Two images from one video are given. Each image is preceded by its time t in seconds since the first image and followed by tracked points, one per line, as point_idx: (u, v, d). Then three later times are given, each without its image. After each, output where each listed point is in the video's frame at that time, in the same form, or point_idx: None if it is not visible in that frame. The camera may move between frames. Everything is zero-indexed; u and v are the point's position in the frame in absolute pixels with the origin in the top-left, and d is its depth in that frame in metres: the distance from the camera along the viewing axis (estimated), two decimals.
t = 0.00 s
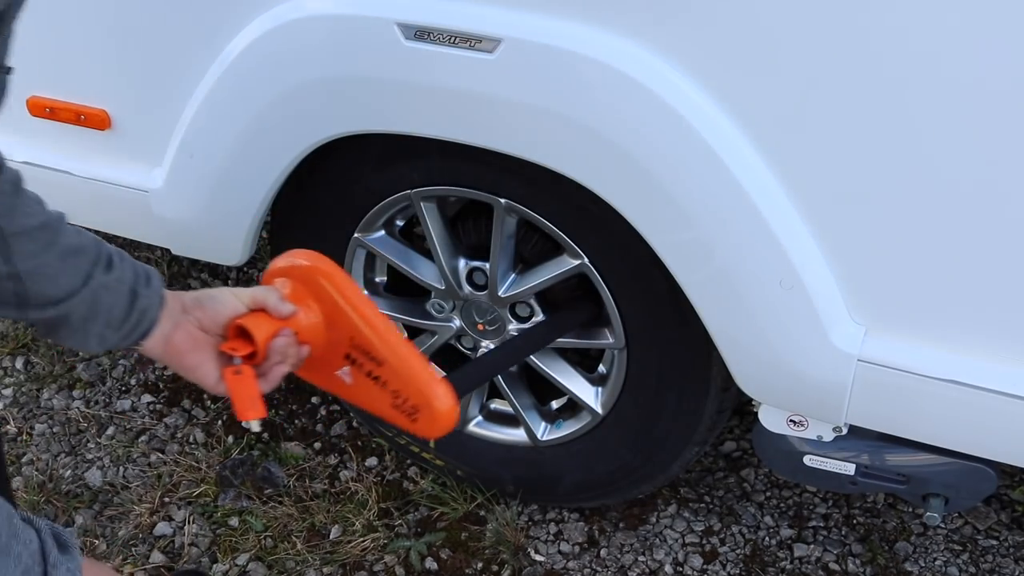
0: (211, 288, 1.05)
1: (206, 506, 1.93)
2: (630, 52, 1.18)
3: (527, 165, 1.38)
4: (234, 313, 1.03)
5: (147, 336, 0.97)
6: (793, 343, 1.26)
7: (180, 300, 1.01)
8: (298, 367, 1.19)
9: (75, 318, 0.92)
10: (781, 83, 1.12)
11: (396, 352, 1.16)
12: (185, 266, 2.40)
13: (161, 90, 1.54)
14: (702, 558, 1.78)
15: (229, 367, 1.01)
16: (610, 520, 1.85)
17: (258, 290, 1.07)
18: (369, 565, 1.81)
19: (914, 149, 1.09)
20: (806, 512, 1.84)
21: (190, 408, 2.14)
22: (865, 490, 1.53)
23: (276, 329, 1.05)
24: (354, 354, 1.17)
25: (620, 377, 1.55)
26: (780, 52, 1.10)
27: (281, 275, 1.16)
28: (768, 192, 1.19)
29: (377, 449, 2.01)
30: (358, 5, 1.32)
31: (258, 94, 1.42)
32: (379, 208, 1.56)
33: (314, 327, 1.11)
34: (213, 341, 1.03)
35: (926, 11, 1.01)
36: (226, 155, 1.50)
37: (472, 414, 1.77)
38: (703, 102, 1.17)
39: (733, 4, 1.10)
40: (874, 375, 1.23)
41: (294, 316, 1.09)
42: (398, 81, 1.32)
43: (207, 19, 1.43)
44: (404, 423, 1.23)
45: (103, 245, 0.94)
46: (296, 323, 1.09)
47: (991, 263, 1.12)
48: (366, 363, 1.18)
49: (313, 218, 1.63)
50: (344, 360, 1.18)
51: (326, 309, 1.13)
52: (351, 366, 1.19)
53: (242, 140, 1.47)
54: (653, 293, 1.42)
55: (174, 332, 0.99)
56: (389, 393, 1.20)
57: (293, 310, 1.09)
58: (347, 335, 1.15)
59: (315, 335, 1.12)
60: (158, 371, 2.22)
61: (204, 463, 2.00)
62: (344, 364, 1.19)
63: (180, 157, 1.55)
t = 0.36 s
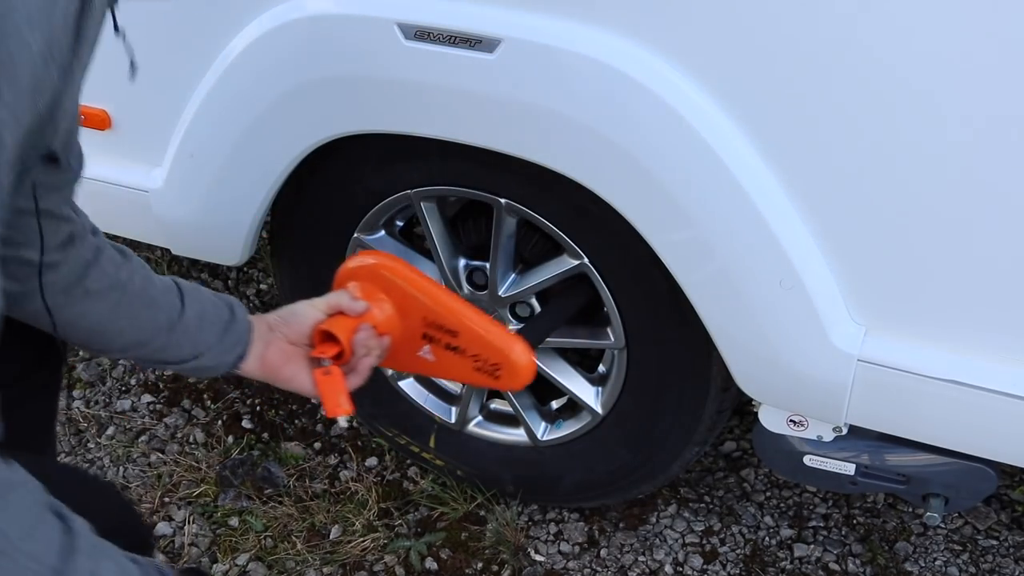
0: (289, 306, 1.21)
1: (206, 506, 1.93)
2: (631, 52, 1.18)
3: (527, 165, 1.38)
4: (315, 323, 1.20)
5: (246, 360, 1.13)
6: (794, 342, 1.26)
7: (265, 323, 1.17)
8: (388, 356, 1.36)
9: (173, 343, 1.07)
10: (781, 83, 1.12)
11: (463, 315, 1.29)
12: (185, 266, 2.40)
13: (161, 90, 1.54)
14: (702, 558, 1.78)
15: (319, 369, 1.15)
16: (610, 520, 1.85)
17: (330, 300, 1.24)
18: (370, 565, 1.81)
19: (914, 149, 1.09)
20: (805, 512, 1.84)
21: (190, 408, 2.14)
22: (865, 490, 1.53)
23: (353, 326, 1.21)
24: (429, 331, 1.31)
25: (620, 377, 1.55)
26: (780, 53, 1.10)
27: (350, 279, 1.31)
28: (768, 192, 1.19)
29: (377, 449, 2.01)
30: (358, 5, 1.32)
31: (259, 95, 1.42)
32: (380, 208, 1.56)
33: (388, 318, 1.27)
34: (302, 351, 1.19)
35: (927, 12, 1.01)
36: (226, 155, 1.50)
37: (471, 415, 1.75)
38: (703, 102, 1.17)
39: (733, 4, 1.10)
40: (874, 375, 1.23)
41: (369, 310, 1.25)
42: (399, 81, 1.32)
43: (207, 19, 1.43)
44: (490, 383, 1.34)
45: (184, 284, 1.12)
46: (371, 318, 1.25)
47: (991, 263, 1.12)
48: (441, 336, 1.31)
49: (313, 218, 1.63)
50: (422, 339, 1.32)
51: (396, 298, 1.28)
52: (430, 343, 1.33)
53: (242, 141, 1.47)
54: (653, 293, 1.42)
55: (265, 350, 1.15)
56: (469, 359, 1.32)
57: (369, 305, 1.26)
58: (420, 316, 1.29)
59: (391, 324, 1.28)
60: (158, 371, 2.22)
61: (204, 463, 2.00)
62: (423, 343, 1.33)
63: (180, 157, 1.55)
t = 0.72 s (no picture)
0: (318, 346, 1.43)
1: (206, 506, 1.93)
2: (631, 54, 1.18)
3: (527, 165, 1.38)
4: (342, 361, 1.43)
5: (280, 406, 1.33)
6: (793, 342, 1.26)
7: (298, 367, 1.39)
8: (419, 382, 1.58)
9: (229, 396, 1.25)
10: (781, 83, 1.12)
11: (473, 348, 1.45)
12: (185, 266, 2.40)
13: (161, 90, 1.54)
14: (702, 558, 1.78)
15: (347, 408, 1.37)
16: (610, 520, 1.85)
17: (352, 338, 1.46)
18: (370, 566, 1.81)
19: (914, 150, 1.09)
20: (805, 512, 1.84)
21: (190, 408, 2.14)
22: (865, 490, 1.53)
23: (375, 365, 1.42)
24: (446, 361, 1.50)
25: (620, 377, 1.55)
26: (780, 54, 1.10)
27: (372, 314, 1.53)
28: (768, 192, 1.19)
29: (378, 449, 2.01)
30: (358, 5, 1.32)
31: (259, 95, 1.42)
32: (380, 208, 1.56)
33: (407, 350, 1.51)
34: (333, 388, 1.41)
35: (927, 14, 1.02)
36: (226, 155, 1.50)
37: (471, 415, 1.75)
38: (703, 102, 1.17)
39: (733, 4, 1.10)
40: (874, 375, 1.23)
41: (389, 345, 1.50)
42: (399, 81, 1.32)
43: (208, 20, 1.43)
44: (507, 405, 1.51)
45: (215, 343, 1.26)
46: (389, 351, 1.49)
47: (991, 264, 1.12)
48: (456, 365, 1.49)
49: (314, 218, 1.63)
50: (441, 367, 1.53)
51: (412, 332, 1.50)
52: (449, 371, 1.52)
53: (242, 141, 1.47)
54: (653, 293, 1.42)
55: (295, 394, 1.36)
56: (485, 384, 1.50)
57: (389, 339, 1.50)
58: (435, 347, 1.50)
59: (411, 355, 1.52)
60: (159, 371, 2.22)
61: (204, 464, 2.00)
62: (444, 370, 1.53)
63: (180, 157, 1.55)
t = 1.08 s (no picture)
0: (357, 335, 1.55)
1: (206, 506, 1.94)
2: (630, 56, 1.19)
3: (527, 165, 1.38)
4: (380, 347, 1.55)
5: (323, 399, 1.48)
6: (793, 342, 1.26)
7: (341, 358, 1.53)
8: (460, 361, 1.63)
9: (265, 397, 1.40)
10: (781, 84, 1.12)
11: (506, 303, 1.51)
12: (184, 266, 2.40)
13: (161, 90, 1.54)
14: (702, 558, 1.78)
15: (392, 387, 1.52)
16: (610, 520, 1.85)
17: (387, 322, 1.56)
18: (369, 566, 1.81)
19: (915, 150, 1.09)
20: (805, 512, 1.84)
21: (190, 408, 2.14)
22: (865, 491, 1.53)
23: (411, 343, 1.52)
24: (482, 325, 1.56)
25: (620, 377, 1.55)
26: (779, 55, 1.10)
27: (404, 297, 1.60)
28: (768, 193, 1.19)
29: (377, 449, 2.01)
30: (359, 6, 1.32)
31: (258, 95, 1.42)
32: (380, 208, 1.56)
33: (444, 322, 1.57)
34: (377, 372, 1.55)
35: (927, 15, 1.02)
36: (226, 155, 1.50)
37: (472, 415, 1.74)
38: (703, 102, 1.17)
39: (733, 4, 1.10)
40: (874, 375, 1.23)
41: (426, 320, 1.57)
42: (398, 81, 1.32)
43: (208, 20, 1.43)
44: (550, 359, 1.55)
45: (247, 350, 1.42)
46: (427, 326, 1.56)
47: (991, 264, 1.12)
48: (493, 327, 1.55)
49: (314, 218, 1.63)
50: (478, 334, 1.58)
51: (445, 305, 1.57)
52: (486, 336, 1.57)
53: (241, 141, 1.47)
54: (653, 293, 1.42)
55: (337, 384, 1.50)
56: (523, 340, 1.54)
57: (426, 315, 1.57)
58: (468, 314, 1.56)
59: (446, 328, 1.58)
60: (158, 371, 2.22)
61: (204, 464, 2.00)
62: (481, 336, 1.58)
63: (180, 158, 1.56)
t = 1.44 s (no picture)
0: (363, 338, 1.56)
1: (206, 506, 1.94)
2: (629, 55, 1.19)
3: (527, 165, 1.38)
4: (387, 351, 1.56)
5: (331, 403, 1.48)
6: (793, 343, 1.26)
7: (348, 363, 1.54)
8: (464, 365, 1.63)
9: (272, 400, 1.40)
10: (781, 84, 1.12)
11: (511, 306, 1.51)
12: (185, 266, 2.40)
13: (162, 90, 1.54)
14: (702, 558, 1.78)
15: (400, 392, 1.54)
16: (610, 520, 1.85)
17: (393, 327, 1.57)
18: (370, 565, 1.81)
19: (915, 150, 1.09)
20: (805, 512, 1.84)
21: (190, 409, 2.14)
22: (866, 491, 1.53)
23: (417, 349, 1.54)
24: (487, 327, 1.56)
25: (620, 377, 1.55)
26: (779, 55, 1.10)
27: (406, 302, 1.60)
28: (768, 193, 1.19)
29: (377, 449, 2.01)
30: (358, 5, 1.32)
31: (258, 95, 1.42)
32: (380, 208, 1.56)
33: (449, 326, 1.58)
34: (384, 378, 1.56)
35: (926, 15, 1.02)
36: (226, 155, 1.50)
37: (472, 415, 1.74)
38: (703, 102, 1.17)
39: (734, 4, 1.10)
40: (875, 375, 1.23)
41: (432, 324, 1.57)
42: (398, 81, 1.32)
43: (208, 20, 1.43)
44: (557, 360, 1.55)
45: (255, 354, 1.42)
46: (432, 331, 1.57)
47: (991, 264, 1.12)
48: (499, 329, 1.55)
49: (314, 218, 1.63)
50: (484, 336, 1.58)
51: (449, 309, 1.57)
52: (491, 339, 1.57)
53: (241, 141, 1.47)
54: (654, 293, 1.42)
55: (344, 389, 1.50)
56: (529, 341, 1.54)
57: (431, 318, 1.57)
58: (473, 317, 1.56)
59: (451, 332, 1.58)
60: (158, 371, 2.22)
61: (204, 463, 2.00)
62: (486, 340, 1.58)
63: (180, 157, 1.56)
